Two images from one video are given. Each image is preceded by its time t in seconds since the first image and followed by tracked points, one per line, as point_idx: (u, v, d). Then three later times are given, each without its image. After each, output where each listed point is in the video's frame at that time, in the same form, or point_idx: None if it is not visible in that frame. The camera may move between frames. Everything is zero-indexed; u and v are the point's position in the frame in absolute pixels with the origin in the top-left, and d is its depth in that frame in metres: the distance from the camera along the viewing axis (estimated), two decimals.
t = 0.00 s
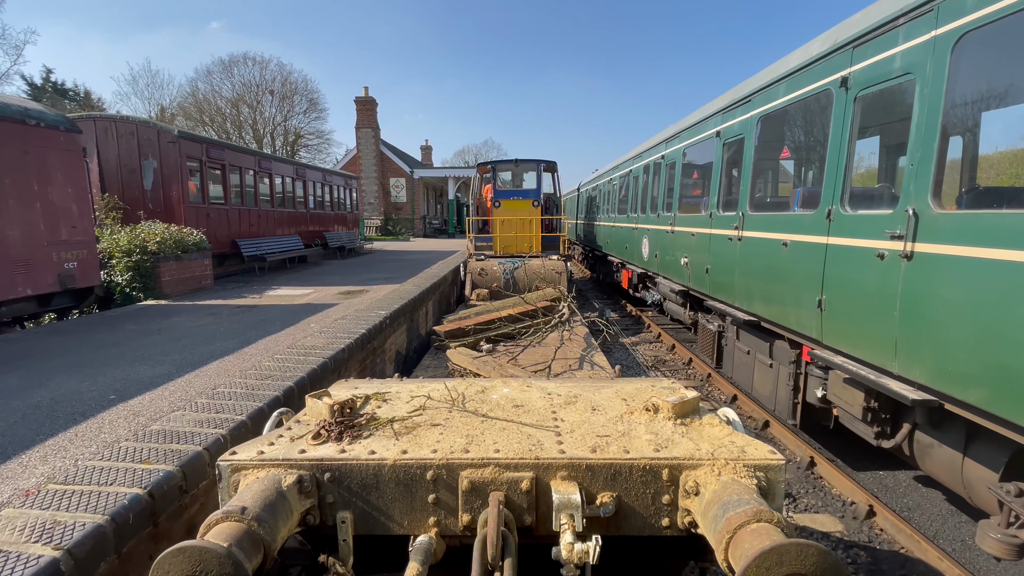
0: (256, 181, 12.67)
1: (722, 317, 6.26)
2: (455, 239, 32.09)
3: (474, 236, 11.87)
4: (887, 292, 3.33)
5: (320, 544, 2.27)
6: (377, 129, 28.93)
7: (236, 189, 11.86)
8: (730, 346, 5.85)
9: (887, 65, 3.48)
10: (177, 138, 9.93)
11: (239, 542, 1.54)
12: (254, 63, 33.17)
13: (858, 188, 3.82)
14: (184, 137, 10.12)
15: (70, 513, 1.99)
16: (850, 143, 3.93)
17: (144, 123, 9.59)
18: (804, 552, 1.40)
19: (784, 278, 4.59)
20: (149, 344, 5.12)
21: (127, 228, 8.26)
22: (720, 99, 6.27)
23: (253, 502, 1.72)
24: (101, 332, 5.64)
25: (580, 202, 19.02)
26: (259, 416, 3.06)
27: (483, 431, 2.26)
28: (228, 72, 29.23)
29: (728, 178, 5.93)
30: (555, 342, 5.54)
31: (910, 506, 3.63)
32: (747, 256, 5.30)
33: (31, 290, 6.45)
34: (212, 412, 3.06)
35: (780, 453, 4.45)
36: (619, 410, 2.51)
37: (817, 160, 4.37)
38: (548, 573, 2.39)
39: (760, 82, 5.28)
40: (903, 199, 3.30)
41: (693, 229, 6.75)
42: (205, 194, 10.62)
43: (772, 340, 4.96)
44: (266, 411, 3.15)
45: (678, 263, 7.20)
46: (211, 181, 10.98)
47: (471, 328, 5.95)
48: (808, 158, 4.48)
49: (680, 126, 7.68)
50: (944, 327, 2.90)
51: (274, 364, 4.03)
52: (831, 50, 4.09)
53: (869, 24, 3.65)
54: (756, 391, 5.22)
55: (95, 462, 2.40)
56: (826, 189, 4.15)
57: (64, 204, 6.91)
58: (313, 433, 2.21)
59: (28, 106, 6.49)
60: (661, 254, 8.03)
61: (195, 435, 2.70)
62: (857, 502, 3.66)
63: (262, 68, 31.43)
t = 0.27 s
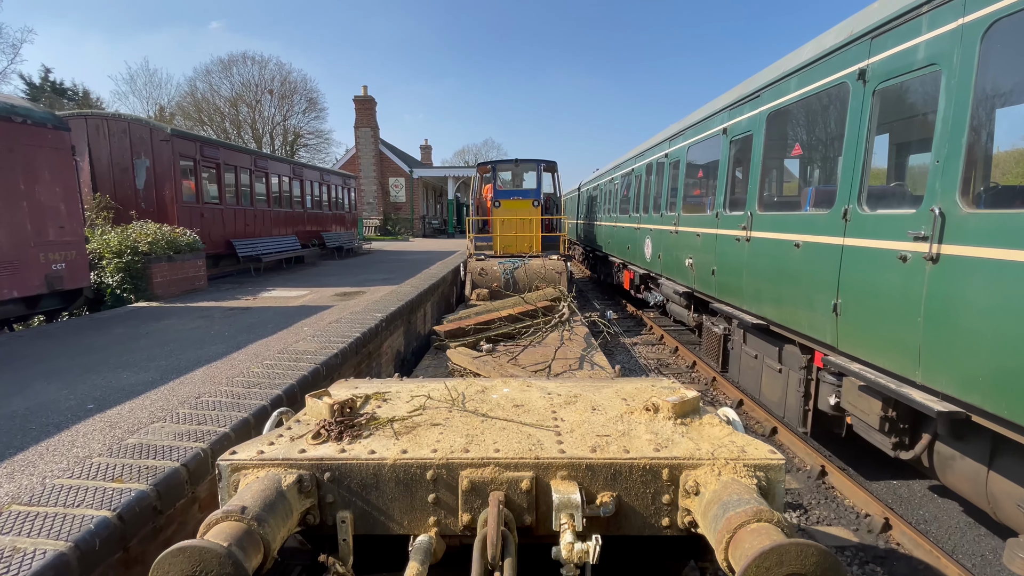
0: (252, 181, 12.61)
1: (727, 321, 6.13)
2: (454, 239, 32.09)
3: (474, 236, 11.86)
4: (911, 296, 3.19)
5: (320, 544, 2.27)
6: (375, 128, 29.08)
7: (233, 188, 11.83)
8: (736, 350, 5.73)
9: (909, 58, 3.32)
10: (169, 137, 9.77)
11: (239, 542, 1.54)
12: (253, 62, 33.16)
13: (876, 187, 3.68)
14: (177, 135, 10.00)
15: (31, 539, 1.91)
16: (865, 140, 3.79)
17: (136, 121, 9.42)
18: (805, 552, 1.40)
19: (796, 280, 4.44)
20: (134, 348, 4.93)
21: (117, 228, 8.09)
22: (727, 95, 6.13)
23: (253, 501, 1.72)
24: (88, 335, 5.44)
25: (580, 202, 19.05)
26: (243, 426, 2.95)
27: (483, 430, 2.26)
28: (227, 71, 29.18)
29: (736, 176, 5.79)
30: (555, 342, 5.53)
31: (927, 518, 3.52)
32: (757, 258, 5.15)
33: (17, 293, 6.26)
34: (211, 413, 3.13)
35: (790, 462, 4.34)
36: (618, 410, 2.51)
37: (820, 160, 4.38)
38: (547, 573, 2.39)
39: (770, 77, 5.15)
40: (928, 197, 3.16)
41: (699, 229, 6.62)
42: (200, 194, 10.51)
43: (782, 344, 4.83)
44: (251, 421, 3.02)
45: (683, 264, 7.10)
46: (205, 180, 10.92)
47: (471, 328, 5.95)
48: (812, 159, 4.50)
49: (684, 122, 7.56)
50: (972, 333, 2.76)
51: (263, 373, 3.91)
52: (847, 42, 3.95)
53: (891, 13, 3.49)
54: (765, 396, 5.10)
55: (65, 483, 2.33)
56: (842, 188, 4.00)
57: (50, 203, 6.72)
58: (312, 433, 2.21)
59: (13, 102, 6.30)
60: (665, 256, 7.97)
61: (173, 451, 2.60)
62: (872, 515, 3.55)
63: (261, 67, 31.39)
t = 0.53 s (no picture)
0: (248, 180, 12.55)
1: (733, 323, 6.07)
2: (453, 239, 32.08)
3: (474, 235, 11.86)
4: (933, 300, 3.02)
5: (320, 544, 2.26)
6: (374, 128, 29.16)
7: (229, 187, 11.80)
8: (742, 353, 5.60)
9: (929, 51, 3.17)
10: (164, 136, 9.65)
11: (239, 542, 1.54)
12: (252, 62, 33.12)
13: (895, 186, 3.52)
14: (171, 134, 9.86)
15: None
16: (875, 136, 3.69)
17: (128, 119, 9.43)
18: (804, 552, 1.40)
19: (807, 282, 4.28)
20: (121, 352, 4.77)
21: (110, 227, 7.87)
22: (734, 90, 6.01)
23: (253, 501, 1.72)
24: (75, 338, 5.28)
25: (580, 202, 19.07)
26: (228, 437, 2.81)
27: (483, 430, 2.26)
28: (226, 70, 29.13)
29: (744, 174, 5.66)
30: (555, 342, 5.52)
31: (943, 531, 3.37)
32: (766, 259, 4.99)
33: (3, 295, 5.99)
34: (223, 404, 3.26)
35: (799, 470, 4.21)
36: (619, 410, 2.50)
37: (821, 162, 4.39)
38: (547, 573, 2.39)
39: (779, 71, 5.00)
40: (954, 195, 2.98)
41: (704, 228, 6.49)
42: (194, 193, 10.39)
43: (790, 348, 4.69)
44: (236, 431, 2.89)
45: (689, 265, 7.00)
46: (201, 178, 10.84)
47: (471, 327, 5.96)
48: (814, 159, 4.50)
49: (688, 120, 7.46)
50: (999, 341, 2.61)
51: (252, 380, 3.75)
52: (863, 33, 3.77)
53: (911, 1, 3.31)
54: (773, 402, 4.96)
55: (34, 501, 2.20)
56: (856, 186, 3.84)
57: (39, 203, 6.45)
58: (313, 433, 2.21)
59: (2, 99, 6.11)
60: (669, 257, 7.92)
61: (151, 465, 2.47)
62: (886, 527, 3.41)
63: (260, 66, 31.36)
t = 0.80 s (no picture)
0: (244, 179, 12.54)
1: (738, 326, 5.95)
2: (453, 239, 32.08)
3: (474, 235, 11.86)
4: (952, 304, 2.91)
5: (320, 543, 2.26)
6: (374, 127, 29.22)
7: (225, 186, 11.79)
8: (747, 357, 5.52)
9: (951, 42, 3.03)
10: (158, 134, 9.61)
11: (239, 542, 1.54)
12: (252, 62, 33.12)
13: (911, 184, 3.39)
14: (165, 133, 9.80)
15: None
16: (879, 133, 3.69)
17: (122, 117, 9.27)
18: (804, 552, 1.40)
19: (818, 284, 4.16)
20: (108, 356, 4.66)
21: (103, 227, 7.85)
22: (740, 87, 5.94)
23: (253, 501, 1.72)
24: (63, 341, 5.19)
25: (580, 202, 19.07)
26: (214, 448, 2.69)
27: (483, 430, 2.26)
28: (226, 69, 29.14)
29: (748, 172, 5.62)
30: (555, 342, 5.52)
31: (960, 542, 3.25)
32: (774, 261, 4.88)
33: None
34: (215, 408, 3.20)
35: (807, 477, 4.11)
36: (618, 410, 2.50)
37: (823, 162, 4.40)
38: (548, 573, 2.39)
39: (787, 67, 4.90)
40: (971, 193, 2.91)
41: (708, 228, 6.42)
42: (189, 192, 10.39)
43: (798, 352, 4.59)
44: (223, 442, 2.77)
45: (692, 265, 6.94)
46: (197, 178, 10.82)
47: (471, 327, 5.97)
48: (817, 159, 4.50)
49: (691, 118, 7.46)
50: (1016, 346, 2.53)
51: (242, 386, 3.63)
52: (879, 25, 3.65)
53: None
54: (779, 407, 4.87)
55: (2, 519, 2.09)
56: (870, 184, 3.72)
57: (30, 203, 6.43)
58: (313, 433, 2.21)
59: None
60: (671, 257, 7.90)
61: (130, 478, 2.35)
62: (898, 538, 3.29)
63: (260, 66, 31.35)
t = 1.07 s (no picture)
0: (241, 179, 12.54)
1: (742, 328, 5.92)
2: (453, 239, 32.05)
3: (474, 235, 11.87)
4: (971, 309, 2.83)
5: (320, 543, 2.26)
6: (373, 127, 29.25)
7: (221, 185, 11.79)
8: (752, 359, 5.47)
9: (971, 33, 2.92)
10: (153, 133, 9.61)
11: (239, 541, 1.54)
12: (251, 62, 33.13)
13: (929, 183, 3.27)
14: (160, 131, 9.82)
15: None
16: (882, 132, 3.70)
17: (116, 116, 9.29)
18: (804, 551, 1.40)
19: (829, 286, 4.05)
20: (97, 360, 4.56)
21: (98, 227, 7.83)
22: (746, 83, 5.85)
23: (253, 500, 1.72)
24: (53, 344, 5.11)
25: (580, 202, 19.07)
26: (201, 457, 2.57)
27: (483, 430, 2.26)
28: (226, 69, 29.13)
29: (752, 171, 5.59)
30: (555, 342, 5.52)
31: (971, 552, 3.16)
32: (781, 261, 4.80)
33: None
34: (204, 415, 3.10)
35: (813, 483, 4.01)
36: (619, 410, 2.50)
37: (828, 162, 4.39)
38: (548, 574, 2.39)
39: (794, 64, 4.82)
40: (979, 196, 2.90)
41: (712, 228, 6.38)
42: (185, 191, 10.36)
43: (806, 356, 4.53)
44: (211, 451, 2.65)
45: (696, 266, 6.90)
46: (193, 177, 10.82)
47: (471, 327, 5.98)
48: (821, 159, 4.48)
49: (695, 116, 7.43)
50: None
51: (232, 392, 3.50)
52: (892, 18, 3.55)
53: None
54: (786, 412, 4.80)
55: None
56: (882, 181, 3.62)
57: (22, 202, 6.42)
58: (313, 432, 2.21)
59: None
60: (673, 258, 7.89)
61: (112, 491, 2.24)
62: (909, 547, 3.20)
63: (260, 66, 31.37)
